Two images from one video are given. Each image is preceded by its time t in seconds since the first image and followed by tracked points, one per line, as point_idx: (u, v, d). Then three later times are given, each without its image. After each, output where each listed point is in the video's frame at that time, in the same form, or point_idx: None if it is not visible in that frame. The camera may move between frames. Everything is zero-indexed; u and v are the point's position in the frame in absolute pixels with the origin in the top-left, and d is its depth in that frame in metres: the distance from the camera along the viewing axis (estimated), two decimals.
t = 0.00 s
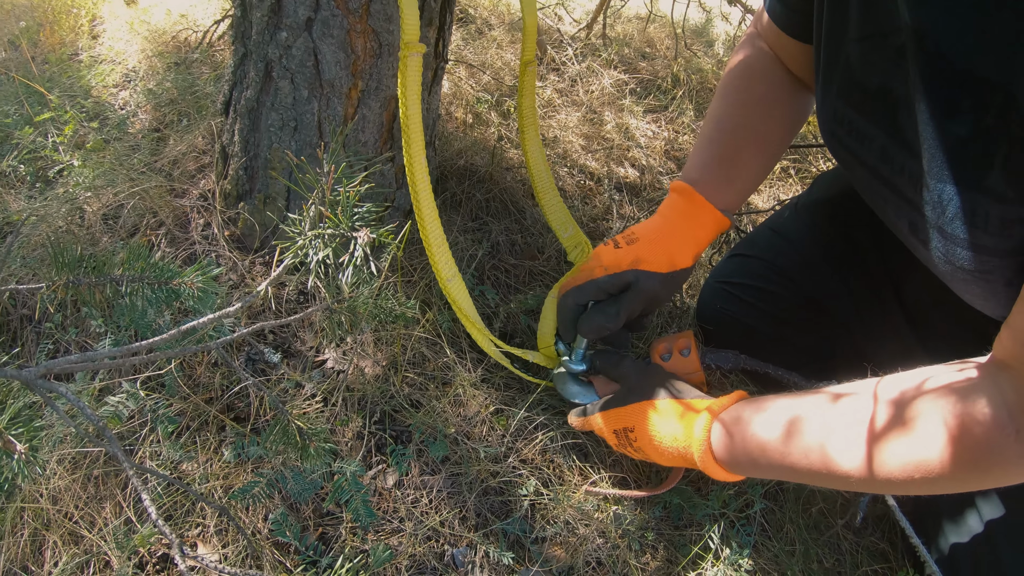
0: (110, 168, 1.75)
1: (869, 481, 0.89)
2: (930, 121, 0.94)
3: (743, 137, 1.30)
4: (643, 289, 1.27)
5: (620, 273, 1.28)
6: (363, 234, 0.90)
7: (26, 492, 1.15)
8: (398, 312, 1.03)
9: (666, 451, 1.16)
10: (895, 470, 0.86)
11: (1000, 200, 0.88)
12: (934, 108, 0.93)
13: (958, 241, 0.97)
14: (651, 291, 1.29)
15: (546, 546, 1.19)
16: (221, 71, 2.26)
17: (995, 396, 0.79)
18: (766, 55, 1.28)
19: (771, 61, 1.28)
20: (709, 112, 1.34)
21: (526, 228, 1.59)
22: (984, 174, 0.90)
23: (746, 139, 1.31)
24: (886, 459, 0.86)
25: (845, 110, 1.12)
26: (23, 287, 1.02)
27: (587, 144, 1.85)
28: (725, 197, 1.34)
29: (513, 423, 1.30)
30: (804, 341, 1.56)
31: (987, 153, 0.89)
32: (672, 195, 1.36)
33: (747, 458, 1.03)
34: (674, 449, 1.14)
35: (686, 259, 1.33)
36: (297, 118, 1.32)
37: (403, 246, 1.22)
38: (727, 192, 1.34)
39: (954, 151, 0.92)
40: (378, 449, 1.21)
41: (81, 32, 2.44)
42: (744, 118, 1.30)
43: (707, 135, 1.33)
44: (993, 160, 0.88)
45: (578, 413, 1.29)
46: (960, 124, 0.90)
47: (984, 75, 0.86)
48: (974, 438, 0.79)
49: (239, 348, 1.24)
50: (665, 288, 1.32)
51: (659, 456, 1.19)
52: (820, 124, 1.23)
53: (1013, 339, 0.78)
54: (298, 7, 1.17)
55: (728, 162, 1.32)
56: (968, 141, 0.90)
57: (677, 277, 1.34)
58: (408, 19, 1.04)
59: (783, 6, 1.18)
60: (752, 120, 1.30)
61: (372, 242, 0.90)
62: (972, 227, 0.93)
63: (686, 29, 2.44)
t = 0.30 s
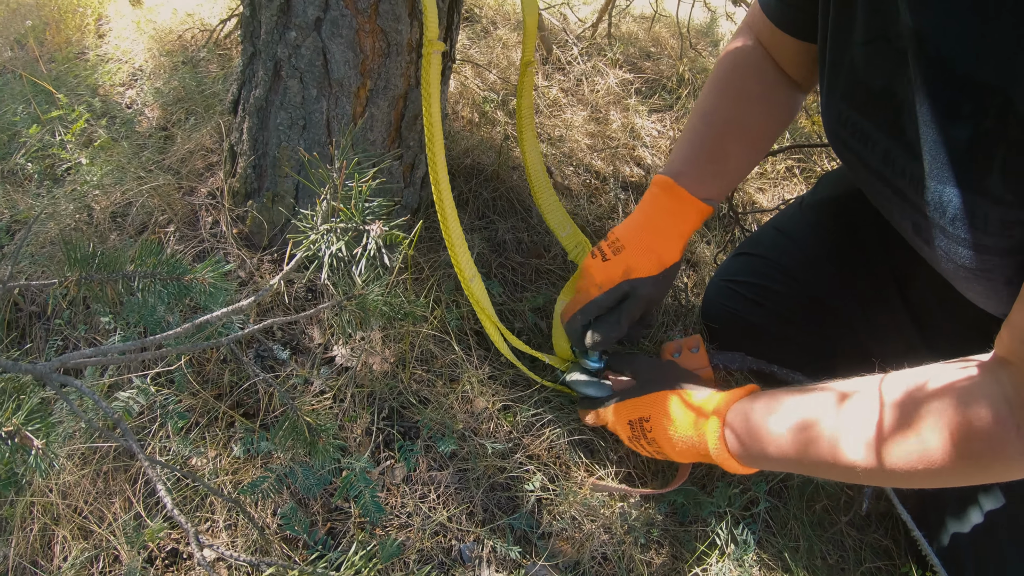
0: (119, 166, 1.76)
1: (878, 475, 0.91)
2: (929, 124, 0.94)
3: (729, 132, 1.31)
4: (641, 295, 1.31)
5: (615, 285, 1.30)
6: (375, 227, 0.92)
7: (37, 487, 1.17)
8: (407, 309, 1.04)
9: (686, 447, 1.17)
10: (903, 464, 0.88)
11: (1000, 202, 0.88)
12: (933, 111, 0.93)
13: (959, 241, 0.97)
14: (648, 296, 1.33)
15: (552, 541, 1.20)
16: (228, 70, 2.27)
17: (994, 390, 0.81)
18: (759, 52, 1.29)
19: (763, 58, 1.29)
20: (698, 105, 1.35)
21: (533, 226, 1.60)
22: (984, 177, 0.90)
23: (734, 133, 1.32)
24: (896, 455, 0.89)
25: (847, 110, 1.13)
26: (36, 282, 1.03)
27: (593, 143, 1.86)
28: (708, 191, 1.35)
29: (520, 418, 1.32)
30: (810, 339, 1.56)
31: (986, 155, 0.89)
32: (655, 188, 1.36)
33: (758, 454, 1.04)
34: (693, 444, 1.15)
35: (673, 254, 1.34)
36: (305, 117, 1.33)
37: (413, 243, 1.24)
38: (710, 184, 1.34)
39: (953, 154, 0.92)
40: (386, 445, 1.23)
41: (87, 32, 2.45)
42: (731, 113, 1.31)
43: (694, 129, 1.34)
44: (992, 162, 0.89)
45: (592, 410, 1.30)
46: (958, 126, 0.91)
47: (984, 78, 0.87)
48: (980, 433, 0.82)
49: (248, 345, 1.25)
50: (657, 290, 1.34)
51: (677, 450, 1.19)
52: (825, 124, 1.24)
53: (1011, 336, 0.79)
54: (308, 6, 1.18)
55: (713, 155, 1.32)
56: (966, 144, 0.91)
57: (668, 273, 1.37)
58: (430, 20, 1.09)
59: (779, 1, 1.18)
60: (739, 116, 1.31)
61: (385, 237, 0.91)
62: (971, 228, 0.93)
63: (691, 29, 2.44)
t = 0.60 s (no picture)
0: (123, 161, 1.76)
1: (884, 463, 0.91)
2: (934, 118, 0.93)
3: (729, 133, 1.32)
4: (626, 297, 1.31)
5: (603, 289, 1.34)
6: (380, 216, 0.89)
7: (40, 479, 1.17)
8: (411, 302, 1.04)
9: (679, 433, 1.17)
10: (907, 454, 0.88)
11: (1001, 197, 0.85)
12: (936, 105, 0.92)
13: (965, 236, 0.93)
14: (637, 298, 1.32)
15: (555, 535, 1.20)
16: (232, 66, 2.26)
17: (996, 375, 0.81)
18: (754, 48, 1.29)
19: (760, 54, 1.29)
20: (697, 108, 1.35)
21: (537, 221, 1.60)
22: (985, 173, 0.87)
23: (732, 137, 1.32)
24: (902, 442, 0.88)
25: (855, 103, 1.12)
26: (40, 273, 1.03)
27: (597, 139, 1.85)
28: (714, 194, 1.35)
29: (522, 412, 1.31)
30: (815, 333, 1.56)
31: (986, 151, 0.86)
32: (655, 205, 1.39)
33: (762, 446, 1.04)
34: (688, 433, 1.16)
35: (666, 261, 1.34)
36: (310, 111, 1.33)
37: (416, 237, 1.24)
38: (712, 194, 1.35)
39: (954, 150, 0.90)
40: (389, 439, 1.23)
41: (92, 28, 2.45)
42: (732, 114, 1.31)
43: (695, 133, 1.35)
44: (992, 157, 0.86)
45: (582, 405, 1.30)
46: (959, 121, 0.89)
47: (985, 75, 0.86)
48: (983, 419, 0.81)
49: (252, 338, 1.25)
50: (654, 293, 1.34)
51: (666, 436, 1.20)
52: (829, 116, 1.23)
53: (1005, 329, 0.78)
54: None
55: (714, 162, 1.33)
56: (966, 140, 0.88)
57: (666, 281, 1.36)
58: (443, 12, 1.06)
59: None
60: (740, 116, 1.31)
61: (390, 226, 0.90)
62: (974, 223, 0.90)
63: (696, 25, 2.43)
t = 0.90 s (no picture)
0: (124, 158, 1.76)
1: (872, 459, 0.92)
2: (928, 112, 0.92)
3: (722, 137, 1.33)
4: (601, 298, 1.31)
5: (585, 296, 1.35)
6: (377, 210, 0.88)
7: (41, 475, 1.17)
8: (410, 299, 1.04)
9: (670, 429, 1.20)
10: (887, 456, 0.91)
11: (993, 191, 0.85)
12: (928, 98, 0.91)
13: (961, 230, 0.94)
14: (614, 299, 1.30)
15: (553, 532, 1.20)
16: (234, 64, 2.26)
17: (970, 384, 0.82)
18: (760, 54, 1.29)
19: (763, 59, 1.30)
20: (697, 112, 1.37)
21: (537, 218, 1.60)
22: (977, 170, 0.86)
23: (729, 141, 1.33)
24: (888, 436, 0.90)
25: (854, 95, 1.12)
26: (41, 269, 1.03)
27: (598, 137, 1.85)
28: (700, 196, 1.35)
29: (521, 408, 1.32)
30: (815, 331, 1.56)
31: (978, 145, 0.85)
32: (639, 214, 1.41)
33: (754, 444, 1.06)
34: (679, 430, 1.18)
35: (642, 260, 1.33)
36: (310, 108, 1.33)
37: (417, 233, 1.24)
38: (699, 197, 1.35)
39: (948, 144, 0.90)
40: (389, 436, 1.23)
41: (93, 26, 2.45)
42: (729, 118, 1.33)
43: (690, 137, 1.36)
44: (983, 152, 0.84)
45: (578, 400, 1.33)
46: (952, 115, 0.88)
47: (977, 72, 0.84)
48: (968, 416, 0.82)
49: (252, 334, 1.25)
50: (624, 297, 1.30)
51: (655, 436, 1.22)
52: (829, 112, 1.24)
53: (983, 331, 0.77)
54: None
55: (706, 167, 1.33)
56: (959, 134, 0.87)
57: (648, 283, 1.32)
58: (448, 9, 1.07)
59: None
60: (736, 121, 1.32)
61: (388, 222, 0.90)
62: (966, 217, 0.91)
63: (697, 23, 2.43)
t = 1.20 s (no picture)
0: (123, 154, 1.76)
1: (872, 462, 0.92)
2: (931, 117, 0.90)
3: (734, 123, 1.33)
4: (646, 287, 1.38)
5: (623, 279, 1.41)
6: (370, 199, 0.84)
7: (39, 469, 1.17)
8: (408, 292, 1.04)
9: (670, 435, 1.22)
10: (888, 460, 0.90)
11: (995, 202, 0.84)
12: (933, 104, 0.90)
13: (961, 239, 0.94)
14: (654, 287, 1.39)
15: (551, 526, 1.20)
16: (233, 59, 2.26)
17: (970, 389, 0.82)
18: (763, 29, 1.26)
19: (763, 36, 1.27)
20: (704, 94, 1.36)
21: (536, 212, 1.60)
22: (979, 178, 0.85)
23: (738, 124, 1.34)
24: (888, 440, 0.90)
25: (856, 95, 1.12)
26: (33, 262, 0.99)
27: (597, 131, 1.85)
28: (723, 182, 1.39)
29: (520, 402, 1.31)
30: (816, 328, 1.55)
31: (983, 153, 0.83)
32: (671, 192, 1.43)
33: (756, 448, 1.07)
34: (678, 433, 1.20)
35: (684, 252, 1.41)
36: (307, 102, 1.32)
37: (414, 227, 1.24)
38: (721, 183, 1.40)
39: (953, 149, 0.88)
40: (386, 430, 1.23)
41: (93, 23, 2.44)
42: (736, 100, 1.32)
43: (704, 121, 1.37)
44: (987, 159, 0.83)
45: (576, 398, 1.33)
46: (957, 120, 0.86)
47: (982, 77, 0.83)
48: (970, 421, 0.81)
49: (250, 329, 1.25)
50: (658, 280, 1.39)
51: (653, 440, 1.24)
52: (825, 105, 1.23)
53: (982, 335, 0.78)
54: None
55: (720, 150, 1.35)
56: (965, 140, 0.86)
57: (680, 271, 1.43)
58: None
59: None
60: (746, 104, 1.32)
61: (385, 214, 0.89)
62: (971, 228, 0.91)
63: (697, 18, 2.42)
